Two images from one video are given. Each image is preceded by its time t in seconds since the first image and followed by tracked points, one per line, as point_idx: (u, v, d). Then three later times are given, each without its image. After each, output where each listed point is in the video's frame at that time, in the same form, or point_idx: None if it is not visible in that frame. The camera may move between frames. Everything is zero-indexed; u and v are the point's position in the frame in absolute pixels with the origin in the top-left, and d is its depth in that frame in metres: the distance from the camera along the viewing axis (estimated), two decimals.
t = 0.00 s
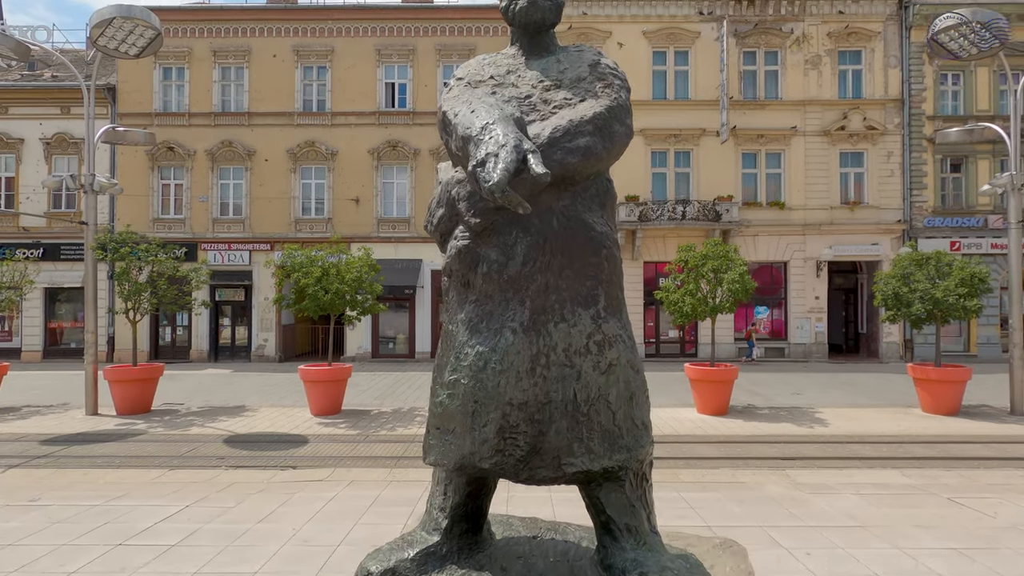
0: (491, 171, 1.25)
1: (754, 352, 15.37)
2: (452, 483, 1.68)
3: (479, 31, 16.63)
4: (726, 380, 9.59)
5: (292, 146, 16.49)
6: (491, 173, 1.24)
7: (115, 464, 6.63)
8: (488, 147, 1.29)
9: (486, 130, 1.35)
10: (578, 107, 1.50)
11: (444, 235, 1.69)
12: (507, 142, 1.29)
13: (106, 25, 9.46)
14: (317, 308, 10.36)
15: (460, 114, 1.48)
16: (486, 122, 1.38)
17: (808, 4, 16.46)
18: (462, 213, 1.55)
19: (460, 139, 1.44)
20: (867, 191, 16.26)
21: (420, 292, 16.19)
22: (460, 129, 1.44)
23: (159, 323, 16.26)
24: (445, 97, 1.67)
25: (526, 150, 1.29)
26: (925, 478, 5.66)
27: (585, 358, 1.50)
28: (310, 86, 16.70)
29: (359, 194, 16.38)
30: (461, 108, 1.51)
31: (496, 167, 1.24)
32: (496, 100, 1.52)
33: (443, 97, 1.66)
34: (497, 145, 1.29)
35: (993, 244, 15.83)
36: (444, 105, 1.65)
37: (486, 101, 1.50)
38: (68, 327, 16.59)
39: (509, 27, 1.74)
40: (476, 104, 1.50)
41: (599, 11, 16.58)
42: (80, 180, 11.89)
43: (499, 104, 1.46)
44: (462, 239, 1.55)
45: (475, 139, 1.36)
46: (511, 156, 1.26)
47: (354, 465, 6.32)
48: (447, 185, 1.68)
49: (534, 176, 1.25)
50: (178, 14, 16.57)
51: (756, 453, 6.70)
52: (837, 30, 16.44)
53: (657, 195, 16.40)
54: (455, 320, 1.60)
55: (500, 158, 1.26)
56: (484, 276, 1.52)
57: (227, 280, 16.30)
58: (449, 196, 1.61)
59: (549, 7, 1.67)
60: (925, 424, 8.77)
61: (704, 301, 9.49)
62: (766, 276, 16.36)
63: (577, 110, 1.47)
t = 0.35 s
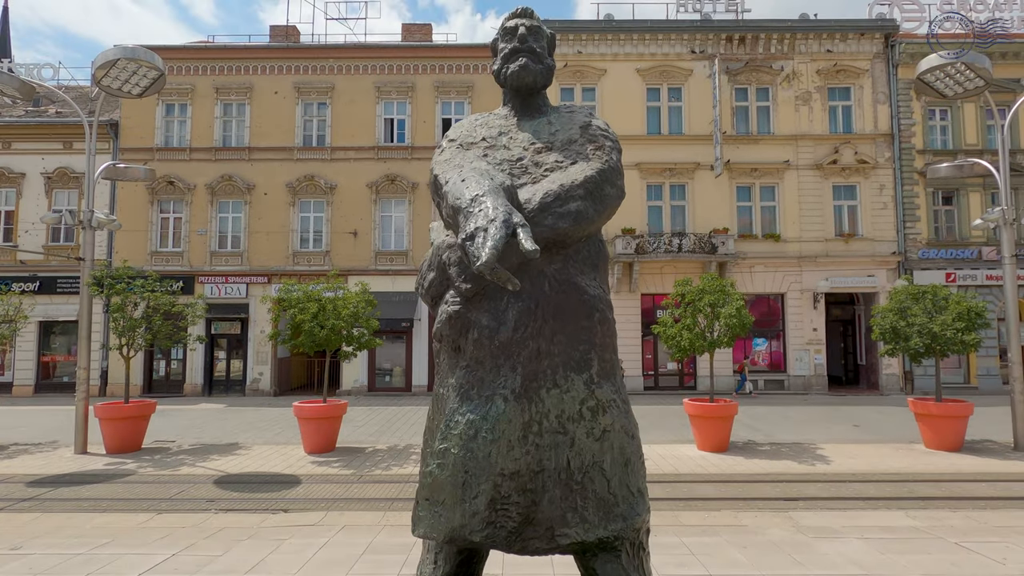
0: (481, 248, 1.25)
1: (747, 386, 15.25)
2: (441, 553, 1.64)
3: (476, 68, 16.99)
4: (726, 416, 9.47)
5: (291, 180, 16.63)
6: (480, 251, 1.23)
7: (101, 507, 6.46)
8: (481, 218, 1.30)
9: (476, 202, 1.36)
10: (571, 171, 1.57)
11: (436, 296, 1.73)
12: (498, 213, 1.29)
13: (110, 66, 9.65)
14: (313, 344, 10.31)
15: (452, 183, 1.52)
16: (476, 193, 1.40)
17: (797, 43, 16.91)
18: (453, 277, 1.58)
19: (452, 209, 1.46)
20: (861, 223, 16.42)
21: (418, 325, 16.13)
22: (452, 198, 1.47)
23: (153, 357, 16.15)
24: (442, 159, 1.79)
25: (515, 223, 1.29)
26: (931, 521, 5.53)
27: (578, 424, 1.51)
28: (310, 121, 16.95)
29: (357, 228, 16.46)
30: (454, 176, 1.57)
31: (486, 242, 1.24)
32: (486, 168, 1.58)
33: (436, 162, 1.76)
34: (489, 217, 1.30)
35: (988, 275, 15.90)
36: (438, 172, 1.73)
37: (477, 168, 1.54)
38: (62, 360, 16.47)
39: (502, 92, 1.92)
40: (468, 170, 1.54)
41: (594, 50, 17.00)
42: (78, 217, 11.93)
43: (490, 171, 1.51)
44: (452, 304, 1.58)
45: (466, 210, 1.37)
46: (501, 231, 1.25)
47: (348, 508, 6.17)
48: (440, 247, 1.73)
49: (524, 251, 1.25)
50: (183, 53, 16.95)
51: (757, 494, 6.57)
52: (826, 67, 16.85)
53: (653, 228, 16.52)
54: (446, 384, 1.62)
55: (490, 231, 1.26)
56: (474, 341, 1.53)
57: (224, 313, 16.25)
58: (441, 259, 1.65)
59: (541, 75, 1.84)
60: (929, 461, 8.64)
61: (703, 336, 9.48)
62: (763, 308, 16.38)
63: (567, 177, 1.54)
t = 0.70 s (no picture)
0: (478, 321, 1.35)
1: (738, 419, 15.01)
2: None
3: (476, 104, 17.30)
4: (729, 452, 9.34)
5: (293, 213, 16.76)
6: (480, 323, 1.34)
7: (92, 550, 6.32)
8: (475, 293, 1.42)
9: (473, 272, 1.50)
10: (565, 238, 1.78)
11: (434, 358, 1.90)
12: (494, 287, 1.40)
13: (117, 105, 9.83)
14: (311, 379, 10.26)
15: (448, 251, 1.67)
16: (472, 262, 1.53)
17: (790, 79, 17.28)
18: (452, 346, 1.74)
19: (448, 276, 1.60)
20: (859, 255, 16.47)
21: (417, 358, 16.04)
22: (450, 266, 1.60)
23: (150, 391, 16.03)
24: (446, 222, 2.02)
25: (510, 295, 1.41)
26: (940, 563, 5.42)
27: (578, 492, 1.70)
28: (313, 155, 17.16)
29: (357, 260, 16.50)
30: (451, 243, 1.72)
31: (482, 318, 1.34)
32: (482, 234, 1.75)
33: (437, 226, 1.96)
34: (483, 291, 1.41)
35: (989, 306, 15.89)
36: (438, 236, 1.92)
37: (473, 236, 1.70)
38: (57, 393, 16.32)
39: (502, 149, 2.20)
40: (465, 238, 1.71)
41: (592, 86, 17.34)
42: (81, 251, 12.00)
43: (488, 240, 1.67)
44: (450, 370, 1.73)
45: (463, 280, 1.50)
46: (497, 305, 1.36)
47: (345, 551, 6.04)
48: (437, 311, 1.90)
49: (520, 324, 1.35)
50: (189, 90, 17.28)
51: (762, 534, 6.45)
52: (819, 102, 17.16)
53: (652, 260, 16.57)
54: (446, 446, 1.76)
55: (486, 303, 1.37)
56: (473, 405, 1.69)
57: (222, 345, 16.18)
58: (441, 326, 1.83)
59: (537, 134, 2.13)
60: (937, 498, 8.50)
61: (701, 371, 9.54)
62: (764, 340, 16.30)
63: (563, 243, 1.76)
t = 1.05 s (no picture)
0: (477, 379, 1.46)
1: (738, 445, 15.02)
2: None
3: (477, 130, 17.49)
4: (733, 482, 9.19)
5: (295, 238, 16.83)
6: (480, 381, 1.45)
7: None
8: (477, 348, 1.54)
9: (473, 327, 1.64)
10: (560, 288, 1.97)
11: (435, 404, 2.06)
12: (495, 344, 1.53)
13: (122, 134, 9.95)
14: (310, 408, 10.19)
15: (448, 303, 1.82)
16: (472, 316, 1.67)
17: (787, 107, 17.50)
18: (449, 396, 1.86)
19: (449, 329, 1.74)
20: (860, 279, 16.46)
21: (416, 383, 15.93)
22: (451, 320, 1.74)
23: (148, 417, 15.92)
24: (447, 267, 2.24)
25: (510, 352, 1.53)
26: None
27: (578, 547, 1.79)
28: (315, 181, 17.31)
29: (358, 285, 16.49)
30: (452, 293, 1.88)
31: (482, 376, 1.45)
32: (481, 284, 1.91)
33: (440, 271, 2.23)
34: (485, 347, 1.53)
35: (991, 331, 15.83)
36: (442, 280, 2.18)
37: (473, 288, 1.86)
38: (55, 419, 16.20)
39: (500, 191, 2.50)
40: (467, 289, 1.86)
41: (592, 112, 17.56)
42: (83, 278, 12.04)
43: (488, 292, 1.83)
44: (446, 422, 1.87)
45: (463, 334, 1.65)
46: (495, 363, 1.48)
47: None
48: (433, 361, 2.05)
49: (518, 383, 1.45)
50: (194, 117, 17.52)
51: (769, 568, 6.33)
52: (816, 129, 17.36)
53: (653, 284, 16.57)
54: (445, 496, 1.87)
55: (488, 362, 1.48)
56: (472, 457, 1.80)
57: (221, 371, 16.12)
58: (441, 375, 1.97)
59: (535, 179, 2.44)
60: (947, 529, 8.34)
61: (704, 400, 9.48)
62: (767, 364, 16.21)
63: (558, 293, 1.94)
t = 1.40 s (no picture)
0: (475, 439, 1.69)
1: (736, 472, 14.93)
2: None
3: (478, 155, 17.62)
4: (737, 512, 9.00)
5: (296, 261, 16.81)
6: (479, 440, 1.67)
7: None
8: (474, 408, 1.76)
9: (471, 382, 1.87)
10: (564, 340, 2.26)
11: (434, 448, 2.30)
12: (492, 404, 1.75)
13: (126, 161, 10.01)
14: (308, 435, 10.07)
15: (448, 353, 2.07)
16: (470, 371, 1.91)
17: (785, 131, 17.66)
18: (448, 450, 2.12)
19: (449, 379, 1.98)
20: (862, 302, 16.40)
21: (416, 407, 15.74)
22: (450, 372, 1.97)
23: (145, 443, 15.74)
24: (450, 309, 2.72)
25: (508, 410, 1.75)
26: None
27: None
28: (317, 205, 17.37)
29: (359, 308, 16.43)
30: (453, 343, 2.15)
31: (482, 436, 1.67)
32: (481, 335, 2.19)
33: (445, 313, 2.69)
34: (483, 407, 1.75)
35: (996, 354, 15.68)
36: (447, 322, 2.63)
37: (473, 340, 2.12)
38: (51, 444, 16.02)
39: (503, 228, 3.04)
40: (466, 342, 2.12)
41: (592, 137, 17.71)
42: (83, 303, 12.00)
43: (486, 345, 2.10)
44: (446, 475, 2.12)
45: (461, 390, 1.87)
46: (495, 422, 1.70)
47: None
48: (433, 411, 2.31)
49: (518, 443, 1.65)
50: (197, 142, 17.67)
51: None
52: (814, 153, 17.48)
53: (654, 307, 16.50)
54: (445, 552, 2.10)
55: (486, 421, 1.70)
56: (473, 512, 2.06)
57: (220, 395, 15.98)
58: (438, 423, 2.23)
59: (533, 218, 2.99)
60: (958, 561, 8.15)
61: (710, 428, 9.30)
62: (770, 388, 16.04)
63: (562, 345, 2.24)
